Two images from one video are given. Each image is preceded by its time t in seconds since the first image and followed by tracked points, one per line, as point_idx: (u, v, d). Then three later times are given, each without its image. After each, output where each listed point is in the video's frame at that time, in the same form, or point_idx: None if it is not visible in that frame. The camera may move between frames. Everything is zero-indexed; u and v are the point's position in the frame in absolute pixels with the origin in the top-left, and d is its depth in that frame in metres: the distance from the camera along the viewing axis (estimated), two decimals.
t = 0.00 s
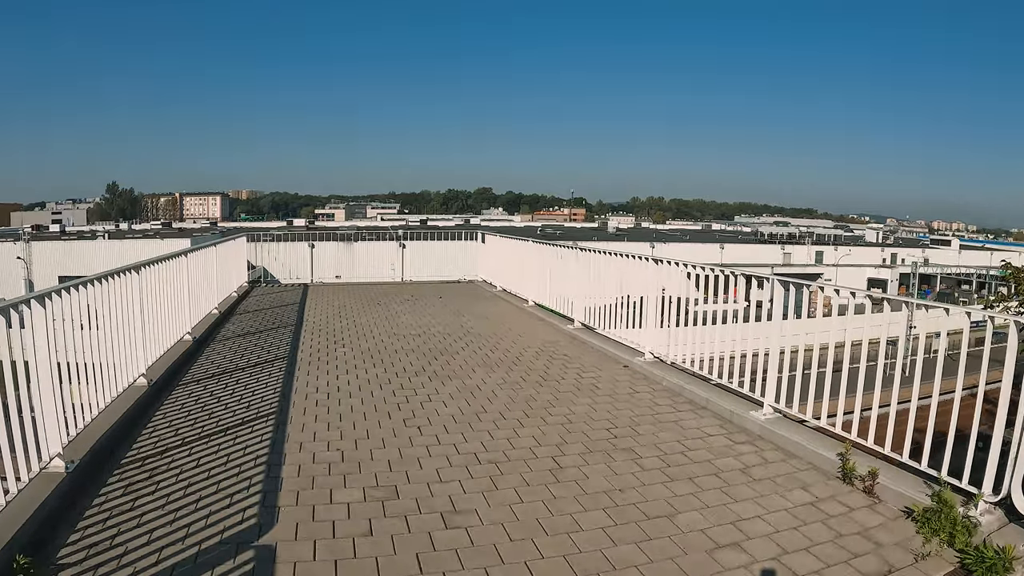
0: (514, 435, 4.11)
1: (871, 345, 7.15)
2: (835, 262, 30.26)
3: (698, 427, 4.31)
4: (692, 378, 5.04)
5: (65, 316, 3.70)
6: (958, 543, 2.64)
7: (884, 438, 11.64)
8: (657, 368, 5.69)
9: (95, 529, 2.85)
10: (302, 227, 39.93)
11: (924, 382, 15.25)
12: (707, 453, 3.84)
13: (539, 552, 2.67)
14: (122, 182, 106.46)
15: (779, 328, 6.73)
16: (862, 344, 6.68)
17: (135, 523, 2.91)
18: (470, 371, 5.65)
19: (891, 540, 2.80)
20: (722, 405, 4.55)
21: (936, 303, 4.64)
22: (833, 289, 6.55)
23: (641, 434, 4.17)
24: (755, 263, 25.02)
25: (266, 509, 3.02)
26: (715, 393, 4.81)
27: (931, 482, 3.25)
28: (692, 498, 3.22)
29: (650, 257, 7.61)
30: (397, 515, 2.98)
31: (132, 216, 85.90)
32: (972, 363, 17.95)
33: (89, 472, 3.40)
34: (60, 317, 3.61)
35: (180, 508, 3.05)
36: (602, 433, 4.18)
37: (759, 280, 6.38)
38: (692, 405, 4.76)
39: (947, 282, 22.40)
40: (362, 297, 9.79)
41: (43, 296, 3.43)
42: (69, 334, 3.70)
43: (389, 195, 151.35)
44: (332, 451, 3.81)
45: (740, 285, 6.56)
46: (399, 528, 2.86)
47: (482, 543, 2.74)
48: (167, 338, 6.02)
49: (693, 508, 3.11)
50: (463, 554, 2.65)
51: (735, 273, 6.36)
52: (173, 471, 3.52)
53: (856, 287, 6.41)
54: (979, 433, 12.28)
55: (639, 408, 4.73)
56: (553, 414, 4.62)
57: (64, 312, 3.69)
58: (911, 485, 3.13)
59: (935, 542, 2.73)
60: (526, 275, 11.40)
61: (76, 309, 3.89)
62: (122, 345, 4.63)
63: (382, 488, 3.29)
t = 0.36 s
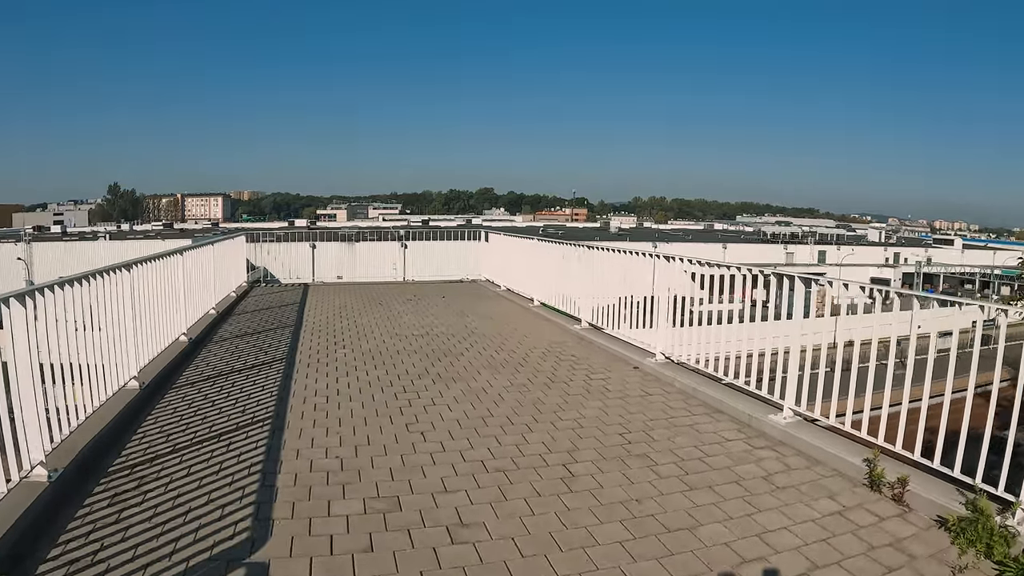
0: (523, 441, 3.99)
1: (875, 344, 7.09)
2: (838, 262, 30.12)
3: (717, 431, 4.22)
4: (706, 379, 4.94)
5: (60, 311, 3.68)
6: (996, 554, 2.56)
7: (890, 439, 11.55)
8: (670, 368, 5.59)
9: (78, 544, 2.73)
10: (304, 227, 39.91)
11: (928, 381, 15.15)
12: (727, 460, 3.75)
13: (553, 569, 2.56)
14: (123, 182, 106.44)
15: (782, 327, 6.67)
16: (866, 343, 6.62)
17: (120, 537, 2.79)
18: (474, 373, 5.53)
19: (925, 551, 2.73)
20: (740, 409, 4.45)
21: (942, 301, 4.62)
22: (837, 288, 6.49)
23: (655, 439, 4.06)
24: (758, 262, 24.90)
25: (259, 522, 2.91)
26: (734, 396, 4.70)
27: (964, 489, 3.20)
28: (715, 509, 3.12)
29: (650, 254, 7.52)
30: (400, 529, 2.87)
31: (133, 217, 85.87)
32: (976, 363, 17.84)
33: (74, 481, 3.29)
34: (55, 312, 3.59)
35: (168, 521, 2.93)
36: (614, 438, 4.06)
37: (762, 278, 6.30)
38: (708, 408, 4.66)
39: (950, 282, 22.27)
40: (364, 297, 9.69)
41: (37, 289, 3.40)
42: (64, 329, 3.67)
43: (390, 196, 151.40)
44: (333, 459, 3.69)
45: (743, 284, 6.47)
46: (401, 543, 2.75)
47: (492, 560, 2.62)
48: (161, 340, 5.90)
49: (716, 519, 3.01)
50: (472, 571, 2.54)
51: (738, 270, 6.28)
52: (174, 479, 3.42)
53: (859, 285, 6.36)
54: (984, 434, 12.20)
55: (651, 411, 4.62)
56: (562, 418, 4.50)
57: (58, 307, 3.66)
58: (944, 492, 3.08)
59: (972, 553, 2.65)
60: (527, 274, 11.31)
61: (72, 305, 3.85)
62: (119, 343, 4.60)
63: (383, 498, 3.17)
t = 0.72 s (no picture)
0: (530, 458, 3.85)
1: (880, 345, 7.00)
2: (840, 262, 29.95)
3: (736, 446, 4.08)
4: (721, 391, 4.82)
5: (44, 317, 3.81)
6: None
7: (896, 441, 11.41)
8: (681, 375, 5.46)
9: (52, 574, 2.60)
10: (306, 228, 39.87)
11: (933, 382, 15.05)
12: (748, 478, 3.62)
13: None
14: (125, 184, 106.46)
15: (785, 328, 6.58)
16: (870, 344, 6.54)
17: (97, 566, 2.66)
18: (479, 383, 5.38)
19: None
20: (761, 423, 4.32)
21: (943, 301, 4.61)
22: (840, 288, 6.41)
23: (670, 455, 3.92)
24: (761, 263, 24.74)
25: (247, 550, 2.78)
26: (752, 408, 4.56)
27: (1001, 508, 3.07)
28: (739, 534, 2.99)
29: (651, 255, 7.42)
30: (400, 559, 2.74)
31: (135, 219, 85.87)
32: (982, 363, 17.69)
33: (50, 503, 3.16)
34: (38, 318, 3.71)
35: (148, 549, 2.80)
36: (626, 454, 3.92)
37: (763, 279, 6.22)
38: (724, 420, 4.53)
39: (955, 282, 22.12)
40: (364, 300, 9.57)
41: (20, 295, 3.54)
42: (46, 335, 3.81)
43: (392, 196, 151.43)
44: (330, 479, 3.55)
45: (744, 285, 6.39)
46: None
47: None
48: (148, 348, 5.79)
49: (741, 546, 2.88)
50: None
51: (740, 272, 6.18)
52: (168, 499, 3.30)
53: (861, 285, 6.28)
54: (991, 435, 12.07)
55: (663, 424, 4.49)
56: (571, 431, 4.36)
57: (42, 313, 3.79)
58: (981, 515, 2.96)
59: None
60: (528, 275, 11.20)
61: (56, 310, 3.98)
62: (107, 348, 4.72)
63: (380, 525, 3.03)
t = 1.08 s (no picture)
0: (553, 473, 3.72)
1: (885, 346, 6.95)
2: (843, 262, 29.83)
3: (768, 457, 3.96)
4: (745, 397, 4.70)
5: (49, 318, 3.80)
6: None
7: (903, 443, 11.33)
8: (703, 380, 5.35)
9: None
10: (307, 228, 39.75)
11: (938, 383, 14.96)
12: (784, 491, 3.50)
13: None
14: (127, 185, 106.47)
15: (790, 328, 6.52)
16: (877, 345, 6.46)
17: None
18: (493, 390, 5.24)
19: None
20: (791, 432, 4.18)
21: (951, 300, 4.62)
22: (846, 288, 6.36)
23: (698, 468, 3.79)
24: (764, 263, 24.63)
25: None
26: (781, 416, 4.44)
27: None
28: (783, 555, 2.86)
29: (657, 255, 7.30)
30: None
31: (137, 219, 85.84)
32: (986, 364, 17.59)
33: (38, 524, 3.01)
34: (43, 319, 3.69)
35: None
36: (652, 468, 3.79)
37: (771, 278, 6.09)
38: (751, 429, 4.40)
39: (958, 283, 22.03)
40: (369, 302, 9.47)
41: (23, 294, 3.52)
42: (52, 336, 3.79)
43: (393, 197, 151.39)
44: (345, 497, 3.42)
45: (751, 284, 6.27)
46: None
47: None
48: (148, 352, 5.62)
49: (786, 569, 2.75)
50: None
51: (749, 271, 6.06)
52: (180, 518, 3.18)
53: (866, 285, 6.20)
54: (997, 436, 11.99)
55: (686, 434, 4.35)
56: (593, 443, 4.24)
57: (48, 314, 3.77)
58: None
59: None
60: (531, 275, 11.12)
61: (62, 311, 3.96)
62: (111, 350, 4.69)
63: (396, 549, 2.90)
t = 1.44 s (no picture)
0: (569, 469, 3.50)
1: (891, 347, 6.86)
2: (849, 263, 29.63)
3: (803, 441, 3.73)
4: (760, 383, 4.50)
5: (59, 321, 3.77)
6: None
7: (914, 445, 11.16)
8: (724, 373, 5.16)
9: None
10: (311, 230, 39.75)
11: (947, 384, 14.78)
12: (828, 479, 3.29)
13: None
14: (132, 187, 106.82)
15: (796, 329, 6.43)
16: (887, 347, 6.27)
17: None
18: (503, 392, 5.03)
19: None
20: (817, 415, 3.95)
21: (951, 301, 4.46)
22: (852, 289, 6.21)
23: (728, 459, 3.58)
24: (768, 265, 24.51)
25: None
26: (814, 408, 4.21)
27: None
28: (840, 547, 2.64)
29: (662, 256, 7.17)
30: None
31: (143, 222, 86.11)
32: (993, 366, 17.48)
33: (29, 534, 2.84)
34: (53, 320, 3.67)
35: None
36: (673, 460, 3.58)
37: (776, 279, 5.94)
38: (779, 413, 4.14)
39: (964, 284, 21.88)
40: (374, 306, 9.32)
41: (33, 298, 3.51)
42: (63, 338, 3.77)
43: (397, 198, 151.49)
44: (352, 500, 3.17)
45: (758, 283, 6.14)
46: None
47: None
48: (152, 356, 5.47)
49: (845, 561, 2.53)
50: None
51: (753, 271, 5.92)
52: (185, 521, 2.98)
53: (871, 285, 6.05)
54: (1005, 438, 11.87)
55: (709, 428, 4.12)
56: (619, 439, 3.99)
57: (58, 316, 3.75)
58: None
59: None
60: (537, 277, 11.00)
61: (72, 315, 3.93)
62: (117, 352, 4.63)
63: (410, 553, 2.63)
